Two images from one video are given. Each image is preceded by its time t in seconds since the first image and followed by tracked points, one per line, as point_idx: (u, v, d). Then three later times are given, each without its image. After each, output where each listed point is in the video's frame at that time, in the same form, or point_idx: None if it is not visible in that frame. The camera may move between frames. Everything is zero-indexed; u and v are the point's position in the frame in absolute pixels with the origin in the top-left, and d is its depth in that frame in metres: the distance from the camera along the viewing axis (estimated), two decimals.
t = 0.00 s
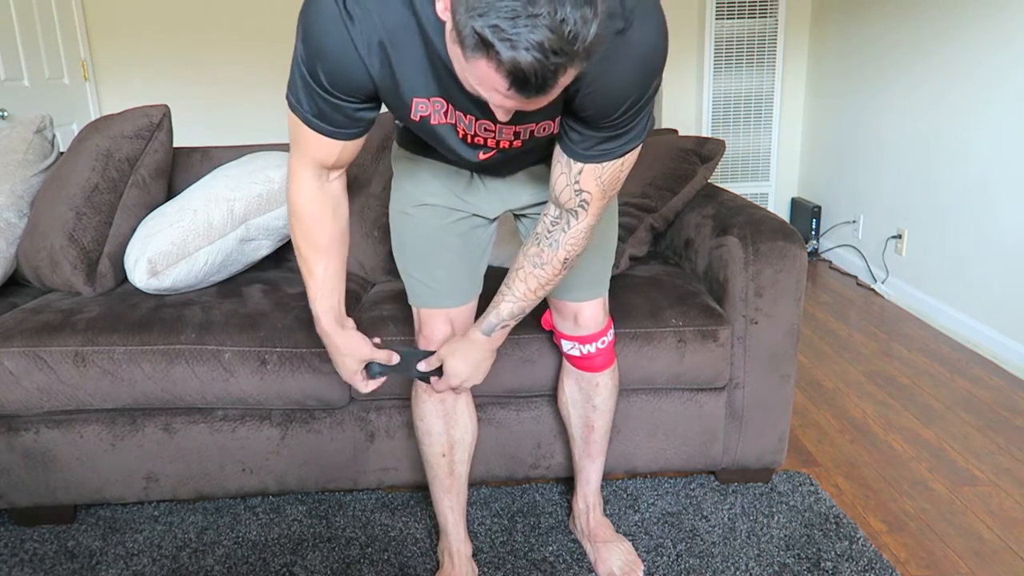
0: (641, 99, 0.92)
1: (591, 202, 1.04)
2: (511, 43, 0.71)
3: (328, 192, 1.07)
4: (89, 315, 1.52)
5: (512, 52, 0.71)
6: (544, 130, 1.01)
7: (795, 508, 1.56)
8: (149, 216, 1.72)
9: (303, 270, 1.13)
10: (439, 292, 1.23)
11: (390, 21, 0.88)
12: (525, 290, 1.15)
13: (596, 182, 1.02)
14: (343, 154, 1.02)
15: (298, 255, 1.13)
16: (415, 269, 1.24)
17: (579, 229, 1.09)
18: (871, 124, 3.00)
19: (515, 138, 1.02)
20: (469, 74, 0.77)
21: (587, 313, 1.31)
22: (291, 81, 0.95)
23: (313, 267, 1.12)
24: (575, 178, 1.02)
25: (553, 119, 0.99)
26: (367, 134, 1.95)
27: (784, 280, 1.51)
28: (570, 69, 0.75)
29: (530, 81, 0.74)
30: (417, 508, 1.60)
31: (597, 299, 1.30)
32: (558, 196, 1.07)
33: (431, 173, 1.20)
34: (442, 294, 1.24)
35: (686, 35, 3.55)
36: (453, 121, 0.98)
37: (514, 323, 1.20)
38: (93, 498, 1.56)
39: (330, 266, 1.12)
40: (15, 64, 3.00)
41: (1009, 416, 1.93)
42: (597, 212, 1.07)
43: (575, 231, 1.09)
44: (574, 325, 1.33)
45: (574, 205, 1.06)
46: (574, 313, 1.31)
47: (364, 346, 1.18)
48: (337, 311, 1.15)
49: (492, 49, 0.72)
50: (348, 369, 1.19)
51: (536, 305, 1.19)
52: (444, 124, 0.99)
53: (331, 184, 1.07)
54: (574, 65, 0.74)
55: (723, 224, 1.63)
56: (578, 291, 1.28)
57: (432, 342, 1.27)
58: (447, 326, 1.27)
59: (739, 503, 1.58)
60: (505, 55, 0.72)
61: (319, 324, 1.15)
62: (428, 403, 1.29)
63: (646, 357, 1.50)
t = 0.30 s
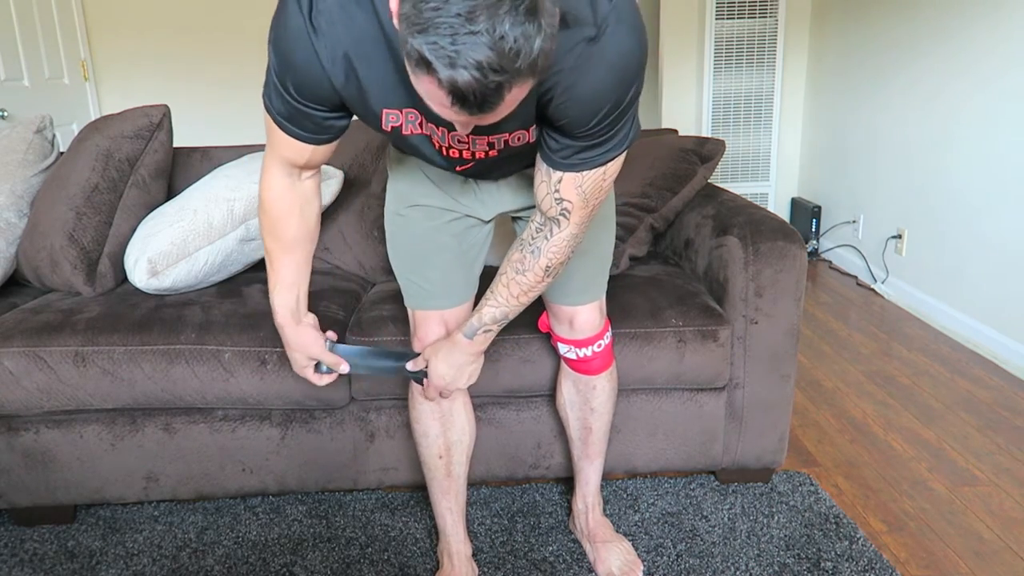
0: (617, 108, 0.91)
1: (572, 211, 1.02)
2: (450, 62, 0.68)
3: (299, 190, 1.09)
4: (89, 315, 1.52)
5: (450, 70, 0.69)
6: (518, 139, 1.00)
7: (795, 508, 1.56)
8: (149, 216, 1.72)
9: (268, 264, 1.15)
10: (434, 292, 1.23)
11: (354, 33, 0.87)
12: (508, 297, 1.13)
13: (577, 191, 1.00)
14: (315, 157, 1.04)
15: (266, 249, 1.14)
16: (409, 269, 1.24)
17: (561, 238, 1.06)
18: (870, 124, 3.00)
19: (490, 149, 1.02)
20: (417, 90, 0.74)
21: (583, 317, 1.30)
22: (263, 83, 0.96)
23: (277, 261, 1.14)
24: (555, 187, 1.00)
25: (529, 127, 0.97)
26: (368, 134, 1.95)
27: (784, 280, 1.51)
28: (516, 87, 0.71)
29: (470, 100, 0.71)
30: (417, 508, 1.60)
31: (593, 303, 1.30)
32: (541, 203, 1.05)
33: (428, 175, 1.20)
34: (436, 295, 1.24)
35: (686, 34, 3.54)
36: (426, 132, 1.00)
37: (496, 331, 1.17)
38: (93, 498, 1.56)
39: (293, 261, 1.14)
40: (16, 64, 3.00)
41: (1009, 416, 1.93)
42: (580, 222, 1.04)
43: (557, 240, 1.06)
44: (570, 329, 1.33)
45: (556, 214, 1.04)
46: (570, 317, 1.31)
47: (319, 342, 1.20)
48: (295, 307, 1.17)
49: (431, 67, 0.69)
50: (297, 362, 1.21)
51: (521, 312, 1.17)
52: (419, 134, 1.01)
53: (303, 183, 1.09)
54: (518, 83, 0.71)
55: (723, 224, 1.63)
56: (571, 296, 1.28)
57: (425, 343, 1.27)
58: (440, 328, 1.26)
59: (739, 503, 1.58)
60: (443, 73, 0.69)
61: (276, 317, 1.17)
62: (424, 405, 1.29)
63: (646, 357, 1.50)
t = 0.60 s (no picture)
0: (609, 121, 0.91)
1: (577, 217, 1.03)
2: (409, 98, 0.68)
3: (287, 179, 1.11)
4: (89, 315, 1.52)
5: (408, 106, 0.69)
6: (505, 154, 1.00)
7: (795, 508, 1.56)
8: (149, 216, 1.72)
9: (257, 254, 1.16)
10: (432, 293, 1.23)
11: (331, 57, 0.86)
12: (520, 300, 1.14)
13: (579, 200, 1.01)
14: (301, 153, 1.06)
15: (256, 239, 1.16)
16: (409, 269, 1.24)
17: (568, 243, 1.07)
18: (871, 124, 3.00)
19: (477, 163, 1.01)
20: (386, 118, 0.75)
21: (583, 317, 1.30)
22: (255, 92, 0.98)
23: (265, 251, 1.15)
24: (558, 198, 1.01)
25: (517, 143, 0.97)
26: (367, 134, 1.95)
27: (784, 280, 1.51)
28: (478, 120, 0.71)
29: (432, 134, 0.71)
30: (417, 508, 1.60)
31: (593, 304, 1.30)
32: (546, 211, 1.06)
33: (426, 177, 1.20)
34: (436, 296, 1.24)
35: (687, 34, 3.54)
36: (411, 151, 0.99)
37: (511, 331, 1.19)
38: (93, 498, 1.56)
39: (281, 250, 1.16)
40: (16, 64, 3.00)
41: (1009, 416, 1.94)
42: (585, 227, 1.05)
43: (565, 245, 1.07)
44: (570, 330, 1.32)
45: (561, 221, 1.04)
46: (569, 318, 1.31)
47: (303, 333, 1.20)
48: (283, 294, 1.18)
49: (391, 103, 0.70)
50: (276, 351, 1.22)
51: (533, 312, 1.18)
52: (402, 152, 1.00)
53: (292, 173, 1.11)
54: (479, 117, 0.71)
55: (723, 224, 1.63)
56: (572, 298, 1.28)
57: (424, 345, 1.27)
58: (440, 329, 1.26)
59: (739, 503, 1.58)
60: (402, 109, 0.69)
61: (263, 303, 1.18)
62: (423, 406, 1.29)
63: (646, 357, 1.50)
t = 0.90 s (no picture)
0: (608, 139, 0.92)
1: (581, 220, 1.04)
2: (387, 134, 0.69)
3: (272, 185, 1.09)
4: (89, 315, 1.52)
5: (386, 142, 0.69)
6: (497, 168, 1.00)
7: (795, 508, 1.56)
8: (149, 216, 1.72)
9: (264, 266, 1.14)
10: (432, 291, 1.23)
11: (328, 67, 0.85)
12: (536, 296, 1.16)
13: (581, 206, 1.01)
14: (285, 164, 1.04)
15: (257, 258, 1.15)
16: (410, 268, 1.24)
17: (576, 242, 1.09)
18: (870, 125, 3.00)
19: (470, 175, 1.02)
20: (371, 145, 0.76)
21: (589, 320, 1.30)
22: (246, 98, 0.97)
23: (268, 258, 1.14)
24: (561, 206, 1.02)
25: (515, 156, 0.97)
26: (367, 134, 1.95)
27: (784, 280, 1.51)
28: (458, 156, 0.72)
29: (410, 168, 0.72)
30: (417, 508, 1.60)
31: (600, 307, 1.30)
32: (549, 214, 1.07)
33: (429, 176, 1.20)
34: (436, 295, 1.23)
35: (686, 34, 3.54)
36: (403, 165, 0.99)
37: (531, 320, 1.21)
38: (93, 498, 1.56)
39: (285, 246, 1.14)
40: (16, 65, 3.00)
41: (1009, 416, 1.94)
42: (590, 226, 1.06)
43: (573, 245, 1.09)
44: (576, 333, 1.33)
45: (566, 223, 1.06)
46: (575, 320, 1.31)
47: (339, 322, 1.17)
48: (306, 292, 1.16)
49: (371, 136, 0.70)
50: (313, 353, 1.18)
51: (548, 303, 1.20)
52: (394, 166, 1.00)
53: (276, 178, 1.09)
54: (458, 154, 0.71)
55: (723, 224, 1.63)
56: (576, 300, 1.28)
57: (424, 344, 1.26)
58: (440, 328, 1.26)
59: (739, 503, 1.59)
60: (381, 144, 0.70)
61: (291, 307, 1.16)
62: (423, 406, 1.29)
63: (646, 357, 1.50)
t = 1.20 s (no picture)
0: (630, 149, 0.94)
1: (598, 224, 1.09)
2: (426, 169, 0.69)
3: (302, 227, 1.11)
4: (89, 315, 1.52)
5: (425, 178, 0.70)
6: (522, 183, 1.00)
7: (795, 508, 1.56)
8: (149, 216, 1.72)
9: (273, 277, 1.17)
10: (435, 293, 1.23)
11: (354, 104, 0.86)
12: (547, 297, 1.20)
13: (599, 212, 1.05)
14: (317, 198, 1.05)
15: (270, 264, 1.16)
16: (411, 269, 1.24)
17: (590, 245, 1.13)
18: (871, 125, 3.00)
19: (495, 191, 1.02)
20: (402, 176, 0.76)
21: (596, 320, 1.31)
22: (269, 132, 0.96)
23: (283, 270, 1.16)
24: (579, 212, 1.06)
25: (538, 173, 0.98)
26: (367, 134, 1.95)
27: (784, 280, 1.51)
28: (493, 190, 0.73)
29: (446, 202, 0.73)
30: (417, 508, 1.60)
31: (606, 307, 1.31)
32: (565, 218, 1.11)
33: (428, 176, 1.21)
34: (437, 296, 1.23)
35: (686, 34, 3.54)
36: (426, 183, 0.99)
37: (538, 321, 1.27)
38: (93, 498, 1.56)
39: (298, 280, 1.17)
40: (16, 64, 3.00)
41: (1010, 416, 1.94)
42: (605, 230, 1.11)
43: (587, 248, 1.13)
44: (583, 332, 1.33)
45: (583, 227, 1.10)
46: (583, 320, 1.31)
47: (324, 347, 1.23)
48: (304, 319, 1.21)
49: (408, 173, 0.71)
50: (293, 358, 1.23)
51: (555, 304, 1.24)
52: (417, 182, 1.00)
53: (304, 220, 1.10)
54: (495, 188, 0.73)
55: (723, 224, 1.63)
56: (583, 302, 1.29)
57: (422, 350, 1.26)
58: (439, 332, 1.26)
59: (739, 503, 1.58)
60: (419, 180, 0.70)
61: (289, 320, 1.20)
62: (422, 410, 1.28)
63: (646, 357, 1.50)
